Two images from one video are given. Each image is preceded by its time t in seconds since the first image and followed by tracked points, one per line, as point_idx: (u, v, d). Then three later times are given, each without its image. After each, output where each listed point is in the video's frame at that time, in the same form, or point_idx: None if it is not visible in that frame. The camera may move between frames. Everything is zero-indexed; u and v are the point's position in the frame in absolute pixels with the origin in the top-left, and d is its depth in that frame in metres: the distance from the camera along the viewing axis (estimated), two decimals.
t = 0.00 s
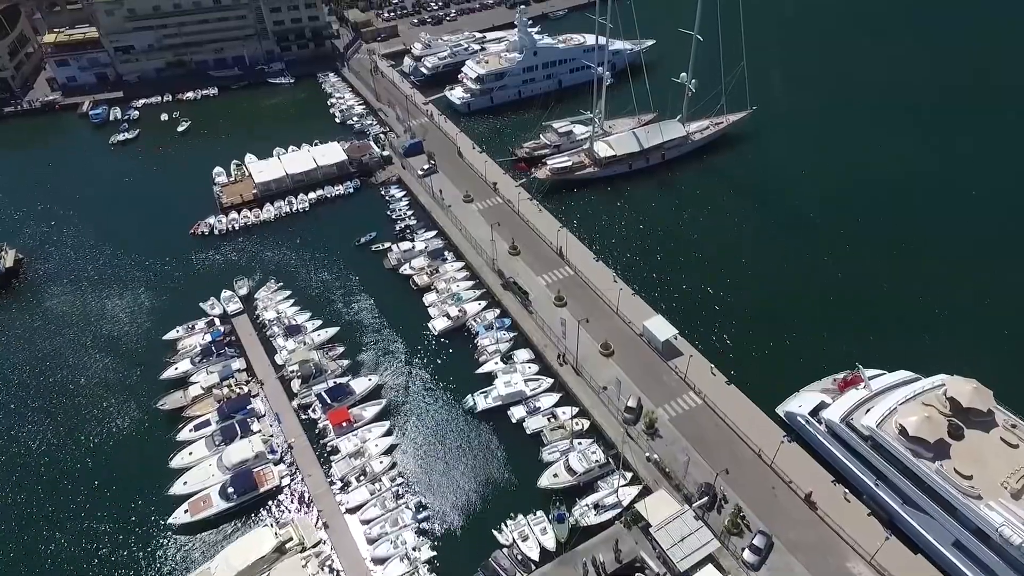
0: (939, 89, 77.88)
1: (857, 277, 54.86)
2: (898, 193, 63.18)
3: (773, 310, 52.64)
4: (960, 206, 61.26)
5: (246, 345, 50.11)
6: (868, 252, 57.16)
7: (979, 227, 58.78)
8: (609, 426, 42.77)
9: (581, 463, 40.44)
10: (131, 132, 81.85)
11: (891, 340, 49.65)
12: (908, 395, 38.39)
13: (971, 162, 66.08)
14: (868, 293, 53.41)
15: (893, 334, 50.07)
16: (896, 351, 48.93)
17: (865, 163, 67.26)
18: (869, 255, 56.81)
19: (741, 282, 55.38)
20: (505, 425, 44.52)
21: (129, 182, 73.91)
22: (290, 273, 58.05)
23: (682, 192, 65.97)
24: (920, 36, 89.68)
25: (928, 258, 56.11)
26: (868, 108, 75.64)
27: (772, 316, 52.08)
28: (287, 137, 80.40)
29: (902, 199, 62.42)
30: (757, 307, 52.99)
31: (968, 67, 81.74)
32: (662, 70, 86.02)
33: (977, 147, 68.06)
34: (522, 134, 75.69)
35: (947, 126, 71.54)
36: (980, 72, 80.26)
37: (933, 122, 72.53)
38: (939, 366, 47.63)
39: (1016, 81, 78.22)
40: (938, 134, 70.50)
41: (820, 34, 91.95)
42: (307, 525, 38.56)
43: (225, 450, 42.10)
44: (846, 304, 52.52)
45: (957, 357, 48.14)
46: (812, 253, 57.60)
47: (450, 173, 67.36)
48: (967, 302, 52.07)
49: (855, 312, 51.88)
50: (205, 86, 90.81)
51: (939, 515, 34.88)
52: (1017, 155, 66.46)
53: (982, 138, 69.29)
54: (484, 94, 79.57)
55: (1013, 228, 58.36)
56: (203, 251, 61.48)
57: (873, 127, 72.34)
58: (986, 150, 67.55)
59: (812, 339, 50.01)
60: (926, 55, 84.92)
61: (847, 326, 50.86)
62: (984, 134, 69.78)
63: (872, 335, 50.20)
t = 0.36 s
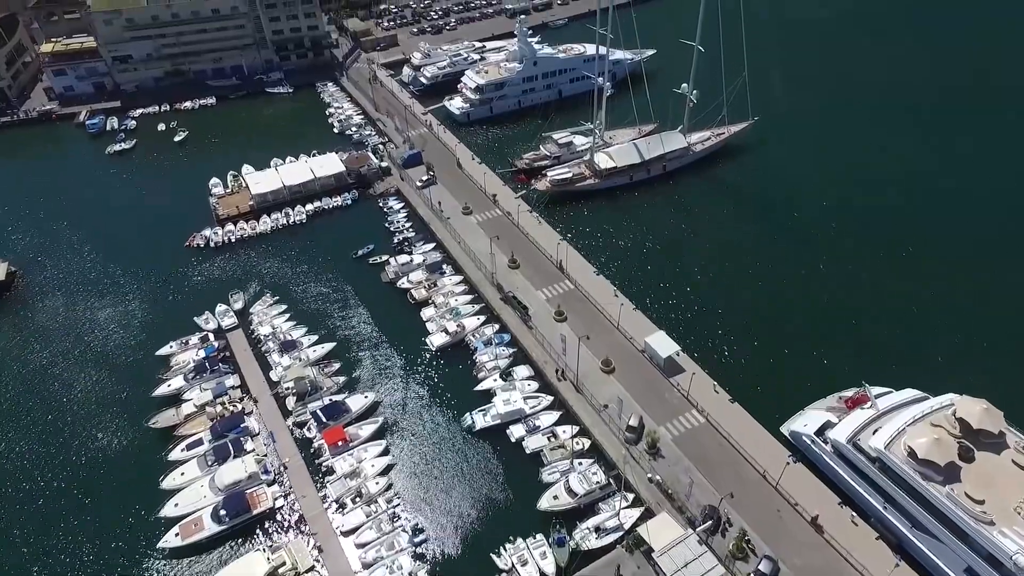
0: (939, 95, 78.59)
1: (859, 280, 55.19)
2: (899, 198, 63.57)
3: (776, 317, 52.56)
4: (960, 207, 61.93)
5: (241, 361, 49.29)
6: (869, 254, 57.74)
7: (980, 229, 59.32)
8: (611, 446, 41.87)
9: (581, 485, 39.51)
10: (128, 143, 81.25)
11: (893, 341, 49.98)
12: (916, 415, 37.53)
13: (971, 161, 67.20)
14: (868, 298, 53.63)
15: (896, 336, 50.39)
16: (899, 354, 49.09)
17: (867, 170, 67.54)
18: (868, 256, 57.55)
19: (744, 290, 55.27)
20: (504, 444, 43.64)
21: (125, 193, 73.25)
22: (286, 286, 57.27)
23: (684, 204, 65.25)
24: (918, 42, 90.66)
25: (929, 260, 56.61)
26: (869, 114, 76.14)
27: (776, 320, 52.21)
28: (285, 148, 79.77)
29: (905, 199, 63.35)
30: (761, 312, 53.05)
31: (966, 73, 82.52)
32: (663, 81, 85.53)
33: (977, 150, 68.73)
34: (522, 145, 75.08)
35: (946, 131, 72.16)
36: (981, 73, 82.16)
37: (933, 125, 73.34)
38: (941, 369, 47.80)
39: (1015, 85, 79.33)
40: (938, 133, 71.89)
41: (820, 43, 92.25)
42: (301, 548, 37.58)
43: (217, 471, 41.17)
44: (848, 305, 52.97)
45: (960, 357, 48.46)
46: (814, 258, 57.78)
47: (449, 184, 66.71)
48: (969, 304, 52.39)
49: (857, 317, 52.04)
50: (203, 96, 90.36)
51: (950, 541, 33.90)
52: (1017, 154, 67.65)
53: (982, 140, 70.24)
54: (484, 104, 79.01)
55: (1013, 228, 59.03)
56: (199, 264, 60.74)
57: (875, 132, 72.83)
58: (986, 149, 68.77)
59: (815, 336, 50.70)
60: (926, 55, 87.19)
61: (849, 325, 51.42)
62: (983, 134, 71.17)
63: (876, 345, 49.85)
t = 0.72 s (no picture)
0: (938, 100, 79.20)
1: (862, 284, 55.23)
2: (901, 203, 63.74)
3: (781, 327, 52.00)
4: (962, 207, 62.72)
5: (236, 377, 48.45)
6: (872, 257, 57.94)
7: (982, 230, 59.88)
8: (612, 466, 40.94)
9: (581, 507, 38.59)
10: (125, 153, 80.64)
11: (897, 345, 49.88)
12: (925, 436, 36.65)
13: (971, 161, 68.60)
14: (874, 305, 53.31)
15: (900, 338, 50.35)
16: (902, 355, 49.07)
17: (869, 177, 67.46)
18: (869, 258, 57.89)
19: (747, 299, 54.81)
20: (503, 464, 42.74)
21: (121, 204, 72.55)
22: (282, 300, 56.48)
23: (685, 216, 64.53)
24: (916, 49, 92.00)
25: (930, 261, 57.08)
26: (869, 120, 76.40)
27: (781, 328, 51.92)
28: (283, 158, 79.07)
29: (905, 198, 64.27)
30: (766, 319, 52.81)
31: (965, 78, 83.15)
32: (664, 90, 84.97)
33: (977, 152, 69.76)
34: (522, 155, 74.46)
35: (946, 131, 73.58)
36: (981, 72, 84.68)
37: (935, 128, 74.19)
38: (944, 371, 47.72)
39: (1013, 91, 80.33)
40: (938, 131, 73.54)
41: (819, 52, 92.50)
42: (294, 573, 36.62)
43: (209, 492, 40.26)
44: (851, 308, 53.03)
45: (964, 358, 48.54)
46: (815, 263, 57.81)
47: (448, 196, 66.03)
48: (971, 303, 52.90)
49: (862, 324, 51.73)
50: (201, 105, 89.91)
51: (962, 567, 32.96)
52: (1016, 154, 69.21)
53: (982, 142, 71.28)
54: (483, 114, 78.44)
55: (1013, 228, 59.81)
56: (194, 276, 59.97)
57: (878, 136, 73.48)
58: (986, 148, 70.45)
59: (819, 338, 50.86)
60: (927, 55, 89.64)
61: (852, 325, 51.59)
62: (984, 132, 73.00)
63: (880, 351, 49.46)
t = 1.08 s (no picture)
0: (938, 105, 79.09)
1: (865, 294, 54.82)
2: (903, 210, 63.48)
3: (784, 341, 51.28)
4: (961, 209, 63.07)
5: (230, 393, 47.55)
6: (874, 264, 57.75)
7: (983, 234, 59.96)
8: (614, 487, 39.98)
9: (582, 530, 37.66)
10: (121, 163, 79.98)
11: (900, 355, 49.52)
12: (934, 458, 35.72)
13: (971, 161, 69.17)
14: (877, 316, 52.82)
15: (904, 348, 49.98)
16: (906, 363, 48.89)
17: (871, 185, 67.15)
18: (869, 258, 58.42)
19: (750, 313, 54.00)
20: (502, 484, 41.81)
21: (116, 214, 71.85)
22: (278, 313, 55.68)
23: (687, 227, 63.81)
24: (915, 51, 92.03)
25: (931, 265, 57.18)
26: (870, 126, 76.14)
27: (784, 342, 51.16)
28: (280, 168, 78.37)
29: (905, 198, 64.94)
30: (768, 332, 52.13)
31: (964, 82, 83.21)
32: (664, 100, 84.43)
33: (976, 154, 70.23)
34: (522, 166, 73.74)
35: (946, 135, 73.68)
36: (981, 72, 85.45)
37: (935, 132, 74.13)
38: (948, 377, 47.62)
39: (1014, 93, 80.41)
40: (938, 132, 74.19)
41: (819, 59, 92.31)
42: None
43: (201, 513, 39.30)
44: (852, 309, 53.43)
45: (969, 365, 48.31)
46: (817, 272, 57.42)
47: (446, 207, 65.28)
48: (972, 301, 53.38)
49: (866, 336, 51.17)
50: (199, 114, 89.40)
51: None
52: (1016, 154, 69.74)
53: (982, 146, 71.41)
54: (483, 124, 77.81)
55: (1013, 228, 60.30)
56: (189, 290, 59.18)
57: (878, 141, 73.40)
58: (985, 148, 71.07)
59: (821, 342, 51.08)
60: (923, 55, 90.67)
61: (852, 325, 52.13)
62: (984, 132, 73.74)
63: (884, 364, 48.96)
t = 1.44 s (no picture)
0: (939, 114, 79.01)
1: (870, 308, 54.18)
2: (906, 221, 63.14)
3: (788, 357, 50.49)
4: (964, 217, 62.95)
5: (223, 411, 46.59)
6: (877, 276, 57.35)
7: (987, 242, 59.89)
8: (616, 510, 38.96)
9: (583, 555, 36.67)
10: (117, 173, 79.22)
11: (906, 371, 48.84)
12: (945, 481, 34.75)
13: (970, 161, 70.37)
14: (881, 330, 52.13)
15: (910, 363, 49.44)
16: (912, 378, 48.33)
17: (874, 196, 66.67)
18: (871, 261, 58.97)
19: (753, 329, 53.12)
20: (501, 504, 40.88)
21: (111, 226, 70.96)
22: (274, 328, 54.83)
23: (688, 239, 63.13)
24: (915, 59, 92.23)
25: (934, 272, 57.28)
26: (871, 135, 75.90)
27: (788, 358, 50.34)
28: (277, 179, 77.65)
29: (905, 199, 65.94)
30: (771, 348, 51.35)
31: (964, 91, 83.36)
32: (665, 110, 83.87)
33: (976, 161, 70.50)
34: (521, 177, 73.01)
35: (946, 143, 73.69)
36: (978, 75, 86.92)
37: (936, 141, 74.09)
38: (953, 387, 47.49)
39: (1013, 101, 80.65)
40: (938, 134, 75.25)
41: (819, 68, 92.18)
42: None
43: (192, 538, 38.26)
44: (856, 310, 54.04)
45: (974, 375, 48.15)
46: (819, 283, 56.98)
47: (445, 219, 64.57)
48: (974, 303, 54.06)
49: (871, 352, 50.44)
50: (197, 124, 88.83)
51: None
52: (1014, 154, 70.88)
53: (983, 154, 71.43)
54: (482, 134, 77.20)
55: (1012, 229, 61.09)
56: (184, 303, 58.28)
57: (879, 150, 73.22)
58: (984, 149, 72.13)
59: (822, 345, 51.36)
60: (921, 60, 92.09)
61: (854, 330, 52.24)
62: (982, 133, 74.94)
63: (890, 380, 48.21)
